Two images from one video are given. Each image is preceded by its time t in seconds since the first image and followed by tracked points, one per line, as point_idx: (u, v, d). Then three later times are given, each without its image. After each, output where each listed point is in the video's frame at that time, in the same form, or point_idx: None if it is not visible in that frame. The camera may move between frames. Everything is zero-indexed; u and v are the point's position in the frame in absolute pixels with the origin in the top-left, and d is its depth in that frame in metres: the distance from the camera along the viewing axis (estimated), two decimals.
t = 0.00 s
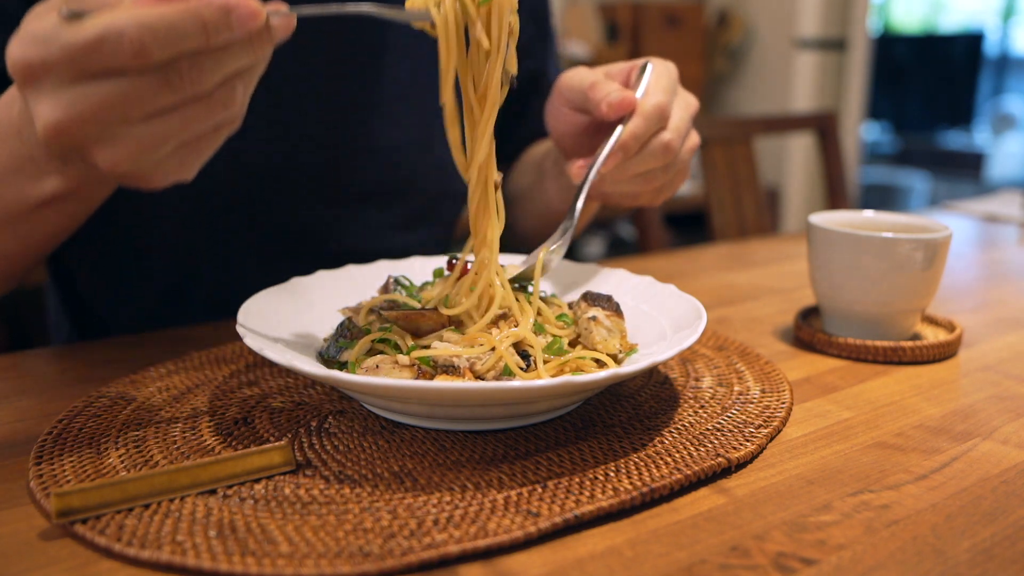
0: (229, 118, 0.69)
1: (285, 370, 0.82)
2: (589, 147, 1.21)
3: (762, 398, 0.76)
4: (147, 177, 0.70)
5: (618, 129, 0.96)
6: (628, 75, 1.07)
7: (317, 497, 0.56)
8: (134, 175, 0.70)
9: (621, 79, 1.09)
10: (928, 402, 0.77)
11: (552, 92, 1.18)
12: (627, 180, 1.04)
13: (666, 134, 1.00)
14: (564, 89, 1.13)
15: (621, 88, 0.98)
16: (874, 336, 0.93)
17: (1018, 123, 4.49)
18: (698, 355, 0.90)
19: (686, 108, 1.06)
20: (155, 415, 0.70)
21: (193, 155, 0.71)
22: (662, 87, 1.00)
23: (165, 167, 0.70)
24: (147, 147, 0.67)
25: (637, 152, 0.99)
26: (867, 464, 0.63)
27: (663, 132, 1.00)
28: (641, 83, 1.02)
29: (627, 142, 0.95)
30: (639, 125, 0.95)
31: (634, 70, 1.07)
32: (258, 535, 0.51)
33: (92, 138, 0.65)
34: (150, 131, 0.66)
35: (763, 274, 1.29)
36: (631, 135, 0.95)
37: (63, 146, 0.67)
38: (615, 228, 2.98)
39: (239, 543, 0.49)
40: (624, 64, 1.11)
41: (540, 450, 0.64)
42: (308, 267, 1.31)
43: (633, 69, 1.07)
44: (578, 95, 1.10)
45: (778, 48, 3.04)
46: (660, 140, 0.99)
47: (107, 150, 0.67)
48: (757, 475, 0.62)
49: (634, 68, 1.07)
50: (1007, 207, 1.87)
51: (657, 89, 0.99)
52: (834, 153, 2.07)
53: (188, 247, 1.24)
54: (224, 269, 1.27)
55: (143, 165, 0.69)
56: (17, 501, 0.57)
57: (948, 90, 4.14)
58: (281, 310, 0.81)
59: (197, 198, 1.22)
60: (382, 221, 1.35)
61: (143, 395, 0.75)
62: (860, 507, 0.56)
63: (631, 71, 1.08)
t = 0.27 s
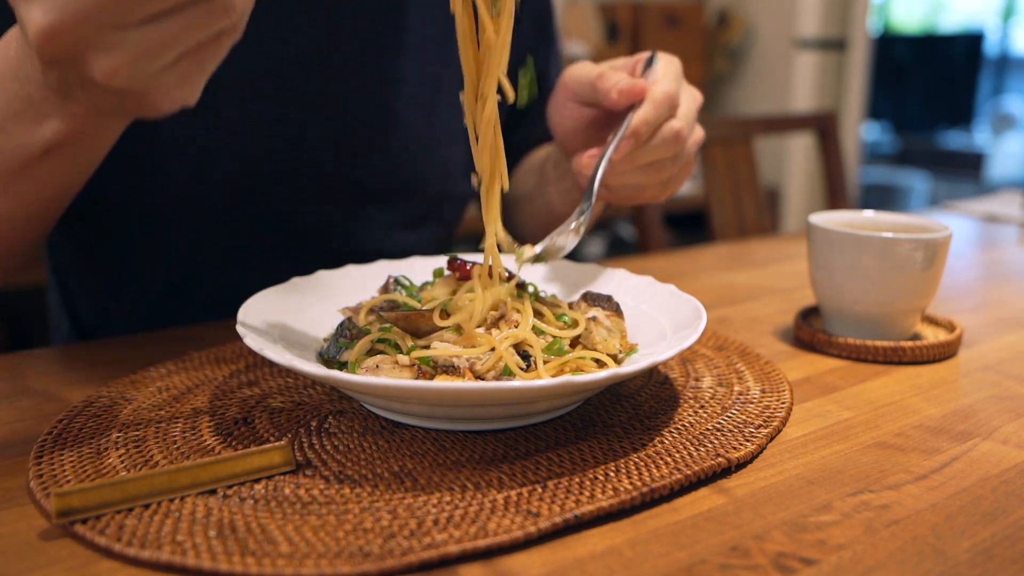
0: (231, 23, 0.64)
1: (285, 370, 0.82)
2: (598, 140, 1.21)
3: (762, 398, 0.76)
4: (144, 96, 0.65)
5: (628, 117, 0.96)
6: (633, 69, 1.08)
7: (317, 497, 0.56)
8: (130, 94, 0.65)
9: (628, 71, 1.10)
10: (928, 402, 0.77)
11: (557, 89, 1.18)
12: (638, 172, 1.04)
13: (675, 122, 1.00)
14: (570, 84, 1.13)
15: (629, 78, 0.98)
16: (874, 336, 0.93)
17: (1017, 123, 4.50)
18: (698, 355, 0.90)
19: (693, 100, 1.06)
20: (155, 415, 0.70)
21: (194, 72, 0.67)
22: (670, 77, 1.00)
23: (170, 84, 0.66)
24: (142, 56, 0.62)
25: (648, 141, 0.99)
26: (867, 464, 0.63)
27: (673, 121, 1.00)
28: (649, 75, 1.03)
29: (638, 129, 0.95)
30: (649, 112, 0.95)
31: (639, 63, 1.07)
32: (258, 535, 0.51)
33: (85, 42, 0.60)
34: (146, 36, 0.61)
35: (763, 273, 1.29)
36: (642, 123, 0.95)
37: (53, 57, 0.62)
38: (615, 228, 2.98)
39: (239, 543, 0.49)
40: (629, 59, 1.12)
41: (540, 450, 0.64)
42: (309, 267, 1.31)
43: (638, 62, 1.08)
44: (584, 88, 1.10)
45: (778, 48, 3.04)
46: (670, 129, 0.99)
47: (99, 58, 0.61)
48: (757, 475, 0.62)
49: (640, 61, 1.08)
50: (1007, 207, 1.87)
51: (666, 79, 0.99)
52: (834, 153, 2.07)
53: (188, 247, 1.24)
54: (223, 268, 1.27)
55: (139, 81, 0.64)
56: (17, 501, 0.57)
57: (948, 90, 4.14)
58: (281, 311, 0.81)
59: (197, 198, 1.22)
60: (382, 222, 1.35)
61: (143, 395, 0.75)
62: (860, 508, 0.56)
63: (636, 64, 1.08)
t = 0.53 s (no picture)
0: None
1: (286, 370, 0.82)
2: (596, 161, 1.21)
3: (762, 398, 0.76)
4: None
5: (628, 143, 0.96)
6: (635, 90, 1.08)
7: (317, 497, 0.56)
8: None
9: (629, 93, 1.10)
10: (928, 402, 0.77)
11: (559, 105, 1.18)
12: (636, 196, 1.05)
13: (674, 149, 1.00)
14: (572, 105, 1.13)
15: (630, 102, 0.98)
16: (874, 336, 0.93)
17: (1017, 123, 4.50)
18: (698, 355, 0.90)
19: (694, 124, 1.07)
20: (155, 415, 0.70)
21: None
22: (671, 102, 1.01)
23: None
24: None
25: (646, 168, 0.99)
26: (868, 464, 0.63)
27: (673, 147, 1.01)
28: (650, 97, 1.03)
29: (637, 154, 0.95)
30: (649, 138, 0.96)
31: (641, 84, 1.08)
32: (258, 535, 0.51)
33: None
34: None
35: (762, 274, 1.29)
36: (641, 148, 0.95)
37: None
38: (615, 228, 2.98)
39: (239, 543, 0.49)
40: (631, 79, 1.12)
41: (540, 451, 0.64)
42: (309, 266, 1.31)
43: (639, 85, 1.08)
44: (584, 109, 1.10)
45: (778, 48, 3.04)
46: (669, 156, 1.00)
47: None
48: (757, 475, 0.62)
49: (641, 82, 1.08)
50: (1007, 207, 1.87)
51: (666, 105, 1.00)
52: (834, 153, 2.07)
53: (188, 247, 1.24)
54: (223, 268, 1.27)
55: None
56: (17, 501, 0.57)
57: (948, 90, 4.14)
58: (281, 311, 0.81)
59: (197, 198, 1.22)
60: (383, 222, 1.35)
61: (143, 395, 0.75)
62: (859, 508, 0.56)
63: (638, 87, 1.08)
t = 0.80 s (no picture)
0: None
1: (286, 370, 0.82)
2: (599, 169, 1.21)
3: (762, 398, 0.76)
4: None
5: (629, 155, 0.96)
6: (640, 102, 1.08)
7: (317, 497, 0.56)
8: None
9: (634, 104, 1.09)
10: (928, 402, 0.77)
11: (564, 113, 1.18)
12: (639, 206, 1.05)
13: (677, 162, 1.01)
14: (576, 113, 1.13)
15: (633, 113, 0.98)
16: (874, 336, 0.93)
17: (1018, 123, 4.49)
18: (698, 355, 0.90)
19: (699, 135, 1.06)
20: (155, 415, 0.70)
21: None
22: (675, 114, 1.01)
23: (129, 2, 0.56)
24: None
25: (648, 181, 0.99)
26: (868, 464, 0.63)
27: (676, 159, 1.01)
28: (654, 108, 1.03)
29: (638, 167, 0.95)
30: (650, 151, 0.96)
31: (646, 95, 1.07)
32: (257, 535, 0.51)
33: None
34: None
35: (763, 274, 1.29)
36: (642, 161, 0.95)
37: None
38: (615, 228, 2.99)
39: (239, 543, 0.49)
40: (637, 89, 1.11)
41: (540, 451, 0.64)
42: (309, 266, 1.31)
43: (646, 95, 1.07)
44: (588, 119, 1.10)
45: (778, 48, 3.04)
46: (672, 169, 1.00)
47: None
48: (757, 475, 0.62)
49: (647, 93, 1.08)
50: (1007, 207, 1.87)
51: (670, 117, 1.00)
52: (835, 153, 2.07)
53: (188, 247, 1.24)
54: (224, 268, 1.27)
55: None
56: (17, 501, 0.57)
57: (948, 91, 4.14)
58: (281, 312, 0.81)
59: (197, 198, 1.22)
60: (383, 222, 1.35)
61: (143, 395, 0.75)
62: (859, 507, 0.56)
63: (643, 97, 1.08)
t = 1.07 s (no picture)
0: None
1: (286, 370, 0.82)
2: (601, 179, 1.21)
3: (762, 398, 0.76)
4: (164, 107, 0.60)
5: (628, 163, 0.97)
6: (643, 114, 1.09)
7: (317, 497, 0.56)
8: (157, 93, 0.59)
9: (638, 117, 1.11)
10: (927, 402, 0.77)
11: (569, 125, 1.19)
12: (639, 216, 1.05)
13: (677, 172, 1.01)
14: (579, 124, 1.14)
15: (635, 124, 0.99)
16: (874, 336, 0.93)
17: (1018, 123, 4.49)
18: (698, 355, 0.90)
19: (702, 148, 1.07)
20: (155, 415, 0.70)
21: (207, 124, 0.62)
22: (676, 124, 1.02)
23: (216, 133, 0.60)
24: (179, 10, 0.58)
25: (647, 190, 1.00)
26: (868, 464, 0.63)
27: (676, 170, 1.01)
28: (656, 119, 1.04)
29: (636, 174, 0.96)
30: (648, 159, 0.97)
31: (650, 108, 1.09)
32: (258, 535, 0.51)
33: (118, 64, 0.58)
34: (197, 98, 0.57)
35: (763, 273, 1.29)
36: (640, 169, 0.96)
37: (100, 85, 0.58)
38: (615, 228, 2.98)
39: (239, 543, 0.49)
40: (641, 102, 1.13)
41: (540, 451, 0.64)
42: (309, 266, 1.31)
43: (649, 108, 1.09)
44: (591, 129, 1.11)
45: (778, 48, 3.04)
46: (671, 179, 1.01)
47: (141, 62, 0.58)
48: (757, 475, 0.62)
49: (650, 105, 1.09)
50: (1007, 207, 1.87)
51: (670, 127, 1.00)
52: (835, 153, 2.07)
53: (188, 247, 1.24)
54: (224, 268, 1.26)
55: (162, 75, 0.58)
56: (17, 501, 0.57)
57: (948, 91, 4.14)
58: (282, 312, 0.81)
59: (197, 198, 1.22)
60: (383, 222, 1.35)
61: (143, 395, 0.75)
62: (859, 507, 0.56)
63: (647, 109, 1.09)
